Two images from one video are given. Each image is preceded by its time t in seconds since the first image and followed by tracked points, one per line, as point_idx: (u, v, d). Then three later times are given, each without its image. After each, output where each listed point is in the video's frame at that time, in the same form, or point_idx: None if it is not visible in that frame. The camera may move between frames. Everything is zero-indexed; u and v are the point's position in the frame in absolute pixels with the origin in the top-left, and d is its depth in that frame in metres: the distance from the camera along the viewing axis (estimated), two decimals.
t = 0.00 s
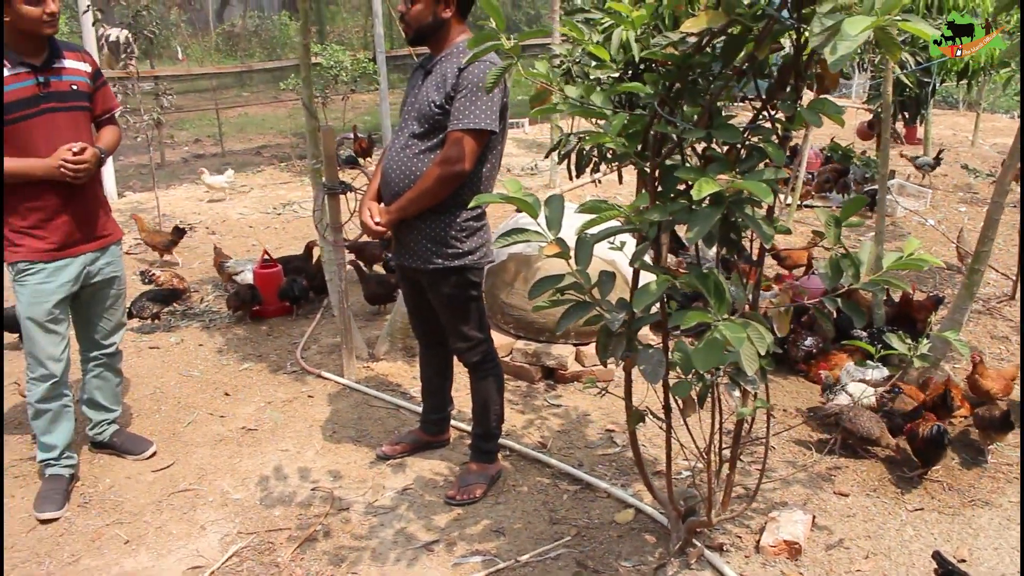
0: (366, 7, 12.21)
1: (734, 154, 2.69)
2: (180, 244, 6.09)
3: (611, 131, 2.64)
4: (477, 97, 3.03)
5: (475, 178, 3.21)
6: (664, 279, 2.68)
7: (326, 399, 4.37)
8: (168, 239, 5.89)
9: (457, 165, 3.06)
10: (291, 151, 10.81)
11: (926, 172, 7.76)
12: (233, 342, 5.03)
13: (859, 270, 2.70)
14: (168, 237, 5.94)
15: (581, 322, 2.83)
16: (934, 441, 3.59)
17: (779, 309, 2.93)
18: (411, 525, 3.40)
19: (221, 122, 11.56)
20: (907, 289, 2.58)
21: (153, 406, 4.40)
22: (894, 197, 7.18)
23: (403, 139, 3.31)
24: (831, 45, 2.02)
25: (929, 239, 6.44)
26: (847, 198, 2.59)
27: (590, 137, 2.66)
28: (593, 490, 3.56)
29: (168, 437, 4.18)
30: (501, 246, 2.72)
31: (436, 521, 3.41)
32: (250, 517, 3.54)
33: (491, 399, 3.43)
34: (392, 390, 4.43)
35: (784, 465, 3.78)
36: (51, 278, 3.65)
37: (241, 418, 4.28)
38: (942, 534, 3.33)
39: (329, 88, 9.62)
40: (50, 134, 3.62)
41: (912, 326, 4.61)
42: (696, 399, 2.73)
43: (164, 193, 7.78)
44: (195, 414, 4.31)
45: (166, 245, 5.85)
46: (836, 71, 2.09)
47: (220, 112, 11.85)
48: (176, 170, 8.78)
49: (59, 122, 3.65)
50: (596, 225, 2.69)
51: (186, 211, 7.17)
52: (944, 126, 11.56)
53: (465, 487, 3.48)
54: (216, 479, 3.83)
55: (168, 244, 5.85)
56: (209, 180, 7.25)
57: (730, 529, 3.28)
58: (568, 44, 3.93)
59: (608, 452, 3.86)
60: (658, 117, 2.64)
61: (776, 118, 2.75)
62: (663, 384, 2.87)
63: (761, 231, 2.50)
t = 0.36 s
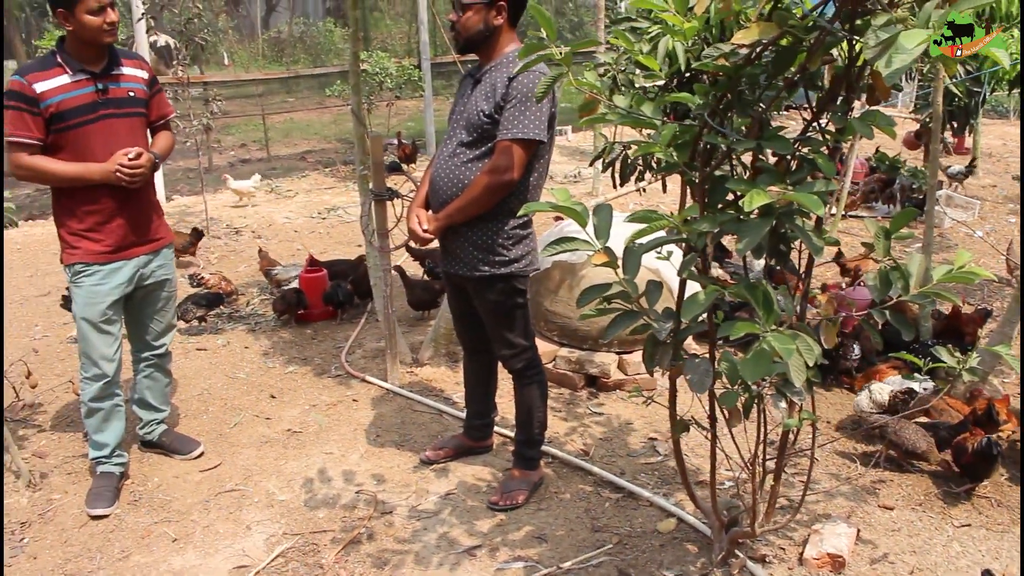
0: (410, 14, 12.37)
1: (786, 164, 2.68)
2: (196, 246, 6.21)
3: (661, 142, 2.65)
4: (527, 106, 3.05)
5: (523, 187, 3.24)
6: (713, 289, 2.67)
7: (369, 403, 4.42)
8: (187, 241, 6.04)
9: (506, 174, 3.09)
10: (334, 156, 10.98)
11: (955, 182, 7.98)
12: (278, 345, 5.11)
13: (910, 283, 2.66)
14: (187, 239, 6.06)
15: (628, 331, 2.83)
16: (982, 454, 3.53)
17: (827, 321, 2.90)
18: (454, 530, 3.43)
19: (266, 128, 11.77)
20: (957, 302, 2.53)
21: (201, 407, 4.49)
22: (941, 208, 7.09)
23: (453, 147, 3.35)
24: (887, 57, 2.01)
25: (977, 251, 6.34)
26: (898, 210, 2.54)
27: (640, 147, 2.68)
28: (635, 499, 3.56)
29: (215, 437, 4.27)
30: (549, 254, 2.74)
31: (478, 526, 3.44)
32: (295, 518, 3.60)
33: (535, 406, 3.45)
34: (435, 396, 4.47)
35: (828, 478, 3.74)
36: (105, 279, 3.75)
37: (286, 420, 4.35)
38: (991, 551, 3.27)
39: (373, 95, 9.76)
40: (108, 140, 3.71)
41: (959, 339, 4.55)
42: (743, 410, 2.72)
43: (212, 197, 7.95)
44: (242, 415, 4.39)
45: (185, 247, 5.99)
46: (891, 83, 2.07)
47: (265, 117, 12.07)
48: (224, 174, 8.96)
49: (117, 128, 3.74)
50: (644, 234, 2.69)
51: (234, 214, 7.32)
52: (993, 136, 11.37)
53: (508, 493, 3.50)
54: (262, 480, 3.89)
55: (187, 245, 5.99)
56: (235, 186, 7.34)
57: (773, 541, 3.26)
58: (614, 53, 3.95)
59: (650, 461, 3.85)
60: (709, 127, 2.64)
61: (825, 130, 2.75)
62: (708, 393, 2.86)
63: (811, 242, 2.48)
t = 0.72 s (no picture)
0: (438, 21, 12.47)
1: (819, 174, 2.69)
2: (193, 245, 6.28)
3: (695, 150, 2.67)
4: (560, 114, 3.09)
5: (555, 194, 3.27)
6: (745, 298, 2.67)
7: (398, 407, 4.47)
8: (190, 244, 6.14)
9: (539, 181, 3.12)
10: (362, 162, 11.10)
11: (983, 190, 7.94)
12: (308, 349, 5.18)
13: (943, 293, 2.64)
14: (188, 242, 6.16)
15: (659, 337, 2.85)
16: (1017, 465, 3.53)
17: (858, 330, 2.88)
18: (483, 534, 3.46)
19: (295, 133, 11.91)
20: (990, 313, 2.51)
21: (232, 409, 4.55)
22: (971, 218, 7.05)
23: (485, 155, 3.39)
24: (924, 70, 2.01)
25: (1009, 261, 6.30)
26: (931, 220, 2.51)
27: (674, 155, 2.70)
28: (663, 505, 3.57)
29: (246, 439, 4.33)
30: (581, 261, 2.75)
31: (506, 531, 3.46)
32: (325, 519, 3.65)
33: (564, 411, 3.47)
34: (463, 401, 4.51)
35: (856, 488, 3.74)
36: (143, 281, 3.81)
37: (316, 423, 4.41)
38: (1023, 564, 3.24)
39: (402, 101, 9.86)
40: (147, 144, 3.79)
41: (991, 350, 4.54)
42: (775, 418, 2.73)
43: (242, 201, 8.07)
44: (272, 417, 4.46)
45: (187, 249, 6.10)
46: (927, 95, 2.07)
47: (294, 122, 12.21)
48: (254, 178, 9.09)
49: (155, 132, 3.82)
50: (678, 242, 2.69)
51: (264, 218, 7.42)
52: None
53: (536, 498, 3.53)
54: (292, 481, 3.95)
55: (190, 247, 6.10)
56: (255, 190, 7.42)
57: (802, 550, 3.26)
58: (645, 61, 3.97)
59: (678, 468, 3.86)
60: (743, 136, 2.65)
61: (859, 140, 2.74)
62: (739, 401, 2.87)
63: (844, 252, 2.48)
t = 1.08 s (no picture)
0: (464, 27, 12.57)
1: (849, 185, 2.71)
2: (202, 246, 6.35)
3: (725, 160, 2.69)
4: (589, 123, 3.12)
5: (583, 202, 3.31)
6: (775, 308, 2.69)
7: (426, 411, 4.53)
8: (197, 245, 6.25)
9: (567, 190, 3.16)
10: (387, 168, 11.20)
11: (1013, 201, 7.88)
12: (336, 352, 5.26)
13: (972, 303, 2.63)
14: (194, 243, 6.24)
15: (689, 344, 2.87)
16: None
17: (887, 339, 2.88)
18: (509, 537, 3.49)
19: (322, 139, 12.05)
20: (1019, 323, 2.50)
21: (262, 411, 4.63)
22: (1001, 228, 7.01)
23: (514, 163, 3.44)
24: (953, 82, 2.03)
25: None
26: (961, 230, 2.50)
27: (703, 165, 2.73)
28: (688, 511, 3.59)
29: (276, 441, 4.40)
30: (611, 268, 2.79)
31: (533, 535, 3.50)
32: (354, 521, 3.70)
33: (591, 416, 3.50)
34: (490, 406, 4.56)
35: (883, 497, 3.74)
36: (178, 284, 3.90)
37: (345, 426, 4.47)
38: None
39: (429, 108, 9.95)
40: (184, 150, 3.88)
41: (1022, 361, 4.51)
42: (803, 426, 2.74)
43: (271, 206, 8.18)
44: (301, 420, 4.53)
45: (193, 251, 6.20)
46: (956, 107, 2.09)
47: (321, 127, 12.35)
48: (282, 184, 9.21)
49: (192, 138, 3.91)
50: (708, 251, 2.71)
51: (293, 223, 7.53)
52: None
53: (563, 502, 3.56)
54: (322, 483, 4.01)
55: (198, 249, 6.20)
56: (281, 196, 7.52)
57: (827, 558, 3.27)
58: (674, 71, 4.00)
59: (704, 475, 3.88)
60: (773, 147, 2.68)
61: (889, 150, 2.76)
62: (766, 408, 2.89)
63: (873, 262, 2.49)
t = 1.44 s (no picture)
0: (490, 33, 12.67)
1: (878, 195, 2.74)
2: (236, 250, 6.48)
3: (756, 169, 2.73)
4: (620, 132, 3.17)
5: (613, 209, 3.36)
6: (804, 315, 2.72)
7: (455, 414, 4.60)
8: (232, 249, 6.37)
9: (598, 198, 3.21)
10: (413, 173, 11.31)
11: None
12: (366, 356, 5.35)
13: (1001, 312, 2.64)
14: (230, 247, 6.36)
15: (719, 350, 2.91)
16: None
17: (915, 347, 2.90)
18: (538, 540, 3.54)
19: (349, 144, 12.19)
20: None
21: (294, 412, 4.72)
22: None
23: (546, 170, 3.50)
24: (986, 95, 2.08)
25: None
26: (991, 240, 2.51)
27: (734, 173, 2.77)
28: (715, 517, 3.63)
29: (308, 442, 4.48)
30: (643, 274, 2.83)
31: (562, 537, 3.55)
32: (385, 522, 3.77)
33: (619, 421, 3.55)
34: (518, 411, 4.62)
35: (910, 505, 3.75)
36: (215, 287, 3.99)
37: (375, 428, 4.55)
38: None
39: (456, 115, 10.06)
40: (223, 156, 3.98)
41: None
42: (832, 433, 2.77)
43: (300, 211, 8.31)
44: (332, 422, 4.61)
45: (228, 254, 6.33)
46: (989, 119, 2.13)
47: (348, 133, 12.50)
48: (311, 189, 9.35)
49: (230, 145, 4.00)
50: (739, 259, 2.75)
51: (322, 227, 7.64)
52: None
53: (591, 506, 3.61)
54: (353, 484, 4.08)
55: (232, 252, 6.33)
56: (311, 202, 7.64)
57: (854, 565, 3.29)
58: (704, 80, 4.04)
59: (731, 481, 3.91)
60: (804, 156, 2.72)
61: (919, 160, 2.77)
62: (795, 415, 2.92)
63: (903, 271, 2.51)
